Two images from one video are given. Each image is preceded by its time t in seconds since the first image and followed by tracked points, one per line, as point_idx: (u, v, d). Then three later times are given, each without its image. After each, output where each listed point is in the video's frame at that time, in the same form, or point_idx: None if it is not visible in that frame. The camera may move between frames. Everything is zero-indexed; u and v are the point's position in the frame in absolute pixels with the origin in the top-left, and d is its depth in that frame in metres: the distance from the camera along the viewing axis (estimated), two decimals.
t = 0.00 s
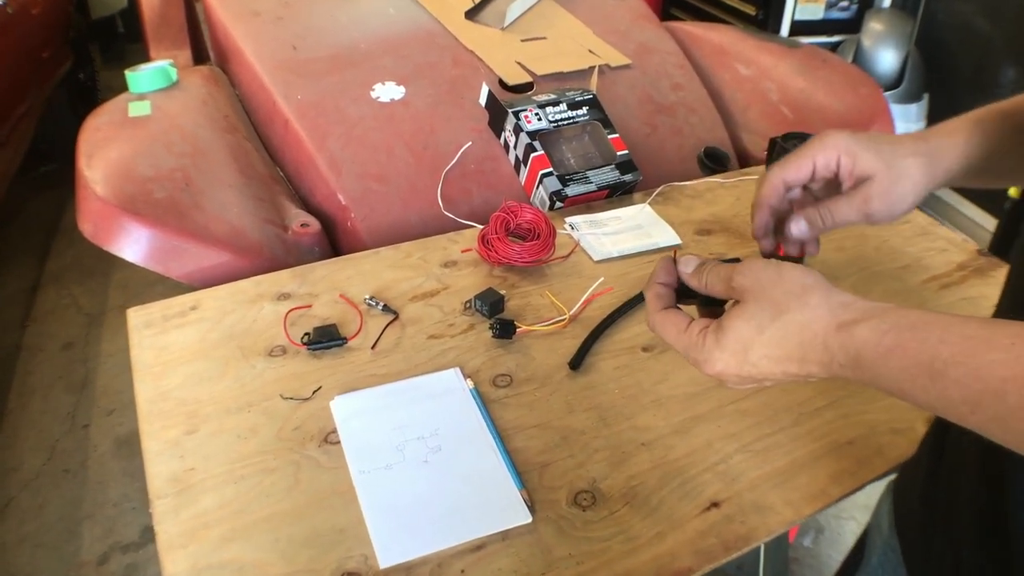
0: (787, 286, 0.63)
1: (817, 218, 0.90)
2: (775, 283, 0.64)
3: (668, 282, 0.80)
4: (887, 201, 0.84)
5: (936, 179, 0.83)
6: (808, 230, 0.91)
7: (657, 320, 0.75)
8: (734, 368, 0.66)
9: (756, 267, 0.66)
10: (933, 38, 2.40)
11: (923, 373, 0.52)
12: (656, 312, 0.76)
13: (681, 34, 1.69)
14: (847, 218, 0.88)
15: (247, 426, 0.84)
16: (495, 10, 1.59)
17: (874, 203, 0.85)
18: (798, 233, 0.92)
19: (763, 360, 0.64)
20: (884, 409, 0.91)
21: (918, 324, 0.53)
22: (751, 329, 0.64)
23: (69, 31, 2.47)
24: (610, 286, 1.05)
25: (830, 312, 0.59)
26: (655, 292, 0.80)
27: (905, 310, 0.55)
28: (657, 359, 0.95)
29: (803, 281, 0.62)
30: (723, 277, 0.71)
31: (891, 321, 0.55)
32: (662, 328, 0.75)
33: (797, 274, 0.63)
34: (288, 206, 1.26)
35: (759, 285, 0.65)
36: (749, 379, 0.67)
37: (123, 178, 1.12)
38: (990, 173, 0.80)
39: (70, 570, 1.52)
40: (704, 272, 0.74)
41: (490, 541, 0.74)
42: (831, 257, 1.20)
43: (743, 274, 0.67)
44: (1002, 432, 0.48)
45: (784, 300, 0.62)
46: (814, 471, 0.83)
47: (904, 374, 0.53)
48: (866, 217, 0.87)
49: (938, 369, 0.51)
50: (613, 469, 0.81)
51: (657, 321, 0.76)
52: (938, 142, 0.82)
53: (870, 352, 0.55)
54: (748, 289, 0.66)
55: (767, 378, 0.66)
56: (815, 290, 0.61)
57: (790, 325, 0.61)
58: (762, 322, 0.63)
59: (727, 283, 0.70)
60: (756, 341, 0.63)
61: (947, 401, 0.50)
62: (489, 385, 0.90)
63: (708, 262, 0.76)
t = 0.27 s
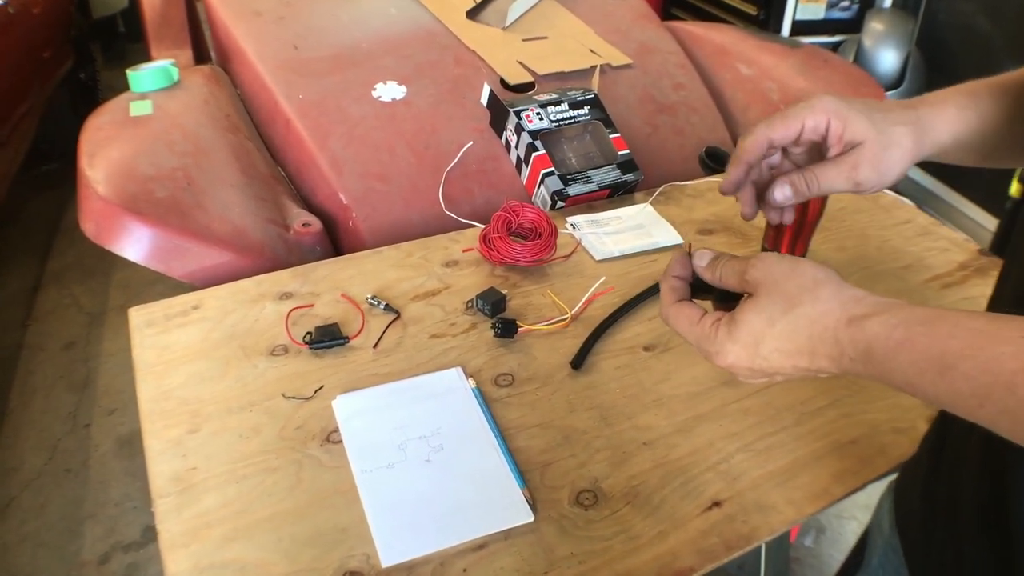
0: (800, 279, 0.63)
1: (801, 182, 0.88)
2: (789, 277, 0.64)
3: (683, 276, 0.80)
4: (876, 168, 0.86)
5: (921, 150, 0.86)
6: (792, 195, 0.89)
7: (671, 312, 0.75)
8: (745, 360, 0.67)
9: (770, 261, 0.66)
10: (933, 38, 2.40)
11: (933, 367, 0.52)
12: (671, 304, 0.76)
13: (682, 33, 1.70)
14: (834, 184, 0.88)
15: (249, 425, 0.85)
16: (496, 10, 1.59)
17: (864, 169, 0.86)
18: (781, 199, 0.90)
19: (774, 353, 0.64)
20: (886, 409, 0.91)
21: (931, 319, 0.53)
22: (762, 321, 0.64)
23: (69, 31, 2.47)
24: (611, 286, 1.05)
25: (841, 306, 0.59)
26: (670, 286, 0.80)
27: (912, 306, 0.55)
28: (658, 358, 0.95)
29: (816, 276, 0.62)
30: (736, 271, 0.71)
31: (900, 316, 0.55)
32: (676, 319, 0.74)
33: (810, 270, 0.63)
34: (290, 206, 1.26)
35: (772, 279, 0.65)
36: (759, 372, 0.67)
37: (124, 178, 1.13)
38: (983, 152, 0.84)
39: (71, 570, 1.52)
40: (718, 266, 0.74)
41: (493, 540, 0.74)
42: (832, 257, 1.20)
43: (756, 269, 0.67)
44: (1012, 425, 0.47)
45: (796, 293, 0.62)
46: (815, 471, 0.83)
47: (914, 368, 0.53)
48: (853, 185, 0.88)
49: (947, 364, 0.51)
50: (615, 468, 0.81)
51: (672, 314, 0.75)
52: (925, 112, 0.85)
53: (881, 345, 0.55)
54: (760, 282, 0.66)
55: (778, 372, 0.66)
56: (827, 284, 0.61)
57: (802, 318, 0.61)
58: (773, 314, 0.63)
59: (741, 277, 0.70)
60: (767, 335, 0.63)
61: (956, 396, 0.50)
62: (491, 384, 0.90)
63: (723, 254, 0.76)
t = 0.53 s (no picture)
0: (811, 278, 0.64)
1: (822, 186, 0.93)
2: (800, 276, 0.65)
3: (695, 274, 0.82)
4: (896, 175, 0.88)
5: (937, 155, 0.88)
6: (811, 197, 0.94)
7: (683, 308, 0.77)
8: (753, 357, 0.68)
9: (783, 260, 0.68)
10: (934, 38, 2.40)
11: (941, 364, 0.52)
12: (682, 300, 0.78)
13: (683, 33, 1.71)
14: (857, 189, 0.91)
15: (251, 424, 0.85)
16: (497, 10, 1.60)
17: (884, 176, 0.89)
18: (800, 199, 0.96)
19: (782, 350, 0.65)
20: (886, 408, 0.91)
21: (937, 317, 0.53)
22: (773, 318, 0.65)
23: (71, 31, 2.47)
24: (613, 285, 1.06)
25: (853, 305, 0.59)
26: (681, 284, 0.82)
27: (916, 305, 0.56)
28: (660, 358, 0.95)
29: (828, 274, 0.63)
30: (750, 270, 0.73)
31: (909, 314, 0.55)
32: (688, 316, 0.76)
33: (821, 270, 0.64)
34: (292, 206, 1.26)
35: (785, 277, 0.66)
36: (767, 370, 0.68)
37: (126, 177, 1.13)
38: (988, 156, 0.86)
39: (71, 570, 1.52)
40: (731, 266, 0.77)
41: (495, 538, 0.74)
42: (833, 257, 1.21)
43: (769, 267, 0.69)
44: (1018, 424, 0.47)
45: (807, 292, 0.63)
46: (816, 470, 0.83)
47: (921, 364, 0.52)
48: (875, 189, 0.91)
49: (954, 360, 0.51)
50: (616, 467, 0.81)
51: (684, 310, 0.77)
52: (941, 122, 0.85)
53: (890, 342, 0.55)
54: (773, 280, 0.68)
55: (784, 368, 0.67)
56: (839, 284, 0.62)
57: (812, 315, 0.62)
58: (784, 311, 0.64)
59: (753, 276, 0.73)
60: (776, 330, 0.64)
61: (963, 392, 0.50)
62: (493, 383, 0.90)
63: (736, 256, 0.78)
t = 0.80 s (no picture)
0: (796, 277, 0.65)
1: (889, 254, 0.88)
2: (784, 275, 0.66)
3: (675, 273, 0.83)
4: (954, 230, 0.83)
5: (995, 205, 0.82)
6: (885, 269, 0.89)
7: (665, 309, 0.78)
8: (737, 356, 0.68)
9: (767, 259, 0.69)
10: (935, 39, 2.40)
11: (926, 364, 0.51)
12: (664, 299, 0.79)
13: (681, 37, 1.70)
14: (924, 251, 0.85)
15: (251, 423, 0.85)
16: (498, 10, 1.60)
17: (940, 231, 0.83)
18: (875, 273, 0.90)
19: (766, 350, 0.65)
20: (886, 406, 0.91)
21: (925, 316, 0.53)
22: (758, 317, 0.65)
23: (72, 31, 2.48)
24: (613, 284, 1.06)
25: (838, 303, 0.59)
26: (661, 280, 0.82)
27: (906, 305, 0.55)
28: (659, 356, 0.95)
29: (812, 275, 0.64)
30: (731, 269, 0.74)
31: (898, 312, 0.55)
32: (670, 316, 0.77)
33: (806, 270, 0.65)
34: (293, 205, 1.26)
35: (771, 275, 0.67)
36: (750, 369, 0.68)
37: (127, 177, 1.13)
38: None
39: (72, 569, 1.52)
40: (713, 267, 0.78)
41: (494, 537, 0.74)
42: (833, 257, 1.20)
43: (752, 265, 0.70)
44: (1005, 426, 0.46)
45: (791, 291, 0.63)
46: (815, 469, 0.83)
47: (908, 364, 0.52)
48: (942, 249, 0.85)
49: (942, 360, 0.50)
50: (615, 466, 0.81)
51: (666, 309, 0.78)
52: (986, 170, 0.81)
53: (877, 341, 0.54)
54: (758, 280, 0.68)
55: (769, 369, 0.67)
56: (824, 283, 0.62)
57: (796, 314, 0.62)
58: (768, 310, 0.64)
59: (735, 276, 0.74)
60: (760, 329, 0.65)
61: (951, 393, 0.49)
62: (493, 382, 0.90)
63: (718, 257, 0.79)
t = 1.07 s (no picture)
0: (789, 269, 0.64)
1: (903, 256, 0.87)
2: (777, 265, 0.65)
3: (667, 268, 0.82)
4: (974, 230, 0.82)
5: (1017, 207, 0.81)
6: (899, 272, 0.88)
7: (660, 300, 0.77)
8: (730, 347, 0.68)
9: (758, 248, 0.68)
10: (935, 39, 2.40)
11: (919, 356, 0.51)
12: (658, 291, 0.78)
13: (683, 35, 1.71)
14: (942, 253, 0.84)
15: (251, 421, 0.85)
16: (498, 10, 1.60)
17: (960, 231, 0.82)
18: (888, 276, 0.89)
19: (758, 341, 0.65)
20: (886, 405, 0.91)
21: (916, 306, 0.53)
22: (749, 309, 0.65)
23: (73, 31, 2.48)
24: (613, 283, 1.06)
25: (830, 295, 0.59)
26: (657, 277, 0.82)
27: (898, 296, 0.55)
28: (659, 355, 0.95)
29: (804, 268, 0.63)
30: (724, 258, 0.73)
31: (889, 303, 0.55)
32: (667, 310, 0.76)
33: (798, 259, 0.64)
34: (293, 204, 1.26)
35: (761, 268, 0.66)
36: (743, 361, 0.69)
37: (127, 176, 1.13)
38: None
39: (72, 568, 1.52)
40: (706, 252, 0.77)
41: (494, 535, 0.74)
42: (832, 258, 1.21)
43: (744, 255, 0.69)
44: (997, 416, 0.46)
45: (783, 283, 0.63)
46: (815, 468, 0.83)
47: (900, 356, 0.52)
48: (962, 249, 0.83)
49: (934, 352, 0.50)
50: (615, 464, 0.81)
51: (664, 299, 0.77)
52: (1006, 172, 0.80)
53: (868, 333, 0.55)
54: (749, 270, 0.67)
55: (762, 359, 0.67)
56: (815, 275, 0.62)
57: (789, 307, 0.62)
58: (759, 302, 0.64)
59: (726, 265, 0.73)
60: (752, 322, 0.64)
61: (943, 385, 0.49)
62: (492, 380, 0.90)
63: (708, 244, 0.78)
